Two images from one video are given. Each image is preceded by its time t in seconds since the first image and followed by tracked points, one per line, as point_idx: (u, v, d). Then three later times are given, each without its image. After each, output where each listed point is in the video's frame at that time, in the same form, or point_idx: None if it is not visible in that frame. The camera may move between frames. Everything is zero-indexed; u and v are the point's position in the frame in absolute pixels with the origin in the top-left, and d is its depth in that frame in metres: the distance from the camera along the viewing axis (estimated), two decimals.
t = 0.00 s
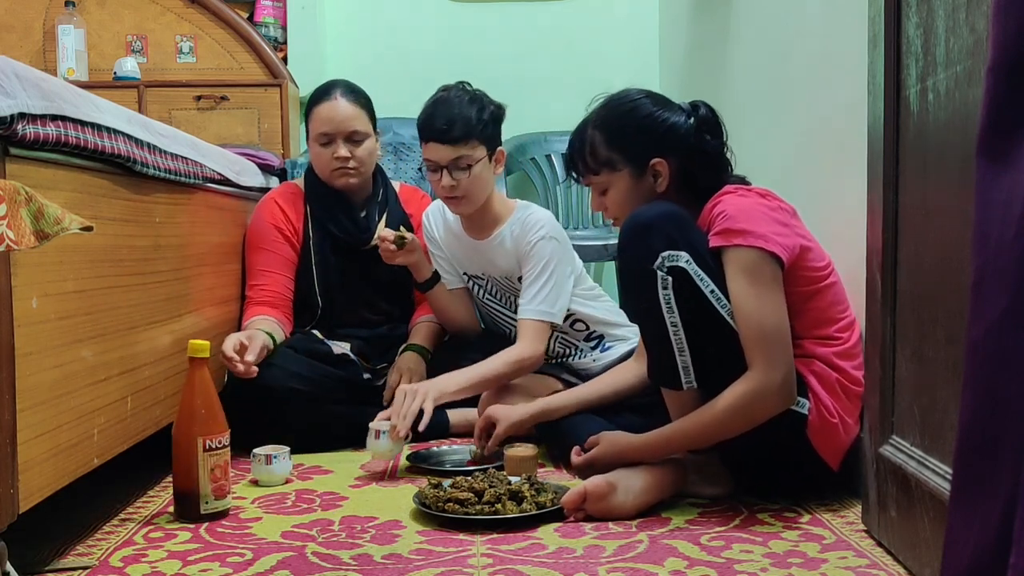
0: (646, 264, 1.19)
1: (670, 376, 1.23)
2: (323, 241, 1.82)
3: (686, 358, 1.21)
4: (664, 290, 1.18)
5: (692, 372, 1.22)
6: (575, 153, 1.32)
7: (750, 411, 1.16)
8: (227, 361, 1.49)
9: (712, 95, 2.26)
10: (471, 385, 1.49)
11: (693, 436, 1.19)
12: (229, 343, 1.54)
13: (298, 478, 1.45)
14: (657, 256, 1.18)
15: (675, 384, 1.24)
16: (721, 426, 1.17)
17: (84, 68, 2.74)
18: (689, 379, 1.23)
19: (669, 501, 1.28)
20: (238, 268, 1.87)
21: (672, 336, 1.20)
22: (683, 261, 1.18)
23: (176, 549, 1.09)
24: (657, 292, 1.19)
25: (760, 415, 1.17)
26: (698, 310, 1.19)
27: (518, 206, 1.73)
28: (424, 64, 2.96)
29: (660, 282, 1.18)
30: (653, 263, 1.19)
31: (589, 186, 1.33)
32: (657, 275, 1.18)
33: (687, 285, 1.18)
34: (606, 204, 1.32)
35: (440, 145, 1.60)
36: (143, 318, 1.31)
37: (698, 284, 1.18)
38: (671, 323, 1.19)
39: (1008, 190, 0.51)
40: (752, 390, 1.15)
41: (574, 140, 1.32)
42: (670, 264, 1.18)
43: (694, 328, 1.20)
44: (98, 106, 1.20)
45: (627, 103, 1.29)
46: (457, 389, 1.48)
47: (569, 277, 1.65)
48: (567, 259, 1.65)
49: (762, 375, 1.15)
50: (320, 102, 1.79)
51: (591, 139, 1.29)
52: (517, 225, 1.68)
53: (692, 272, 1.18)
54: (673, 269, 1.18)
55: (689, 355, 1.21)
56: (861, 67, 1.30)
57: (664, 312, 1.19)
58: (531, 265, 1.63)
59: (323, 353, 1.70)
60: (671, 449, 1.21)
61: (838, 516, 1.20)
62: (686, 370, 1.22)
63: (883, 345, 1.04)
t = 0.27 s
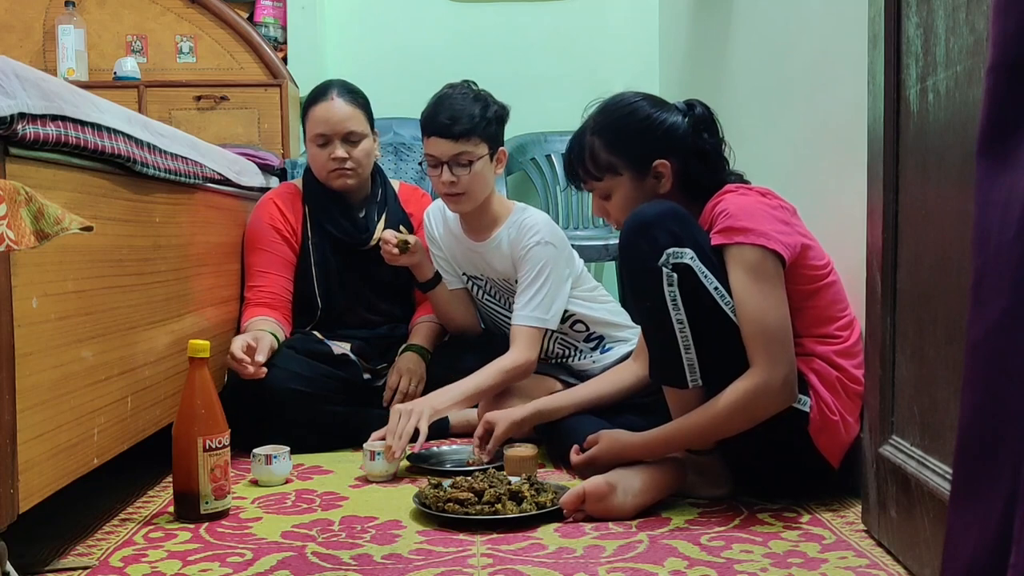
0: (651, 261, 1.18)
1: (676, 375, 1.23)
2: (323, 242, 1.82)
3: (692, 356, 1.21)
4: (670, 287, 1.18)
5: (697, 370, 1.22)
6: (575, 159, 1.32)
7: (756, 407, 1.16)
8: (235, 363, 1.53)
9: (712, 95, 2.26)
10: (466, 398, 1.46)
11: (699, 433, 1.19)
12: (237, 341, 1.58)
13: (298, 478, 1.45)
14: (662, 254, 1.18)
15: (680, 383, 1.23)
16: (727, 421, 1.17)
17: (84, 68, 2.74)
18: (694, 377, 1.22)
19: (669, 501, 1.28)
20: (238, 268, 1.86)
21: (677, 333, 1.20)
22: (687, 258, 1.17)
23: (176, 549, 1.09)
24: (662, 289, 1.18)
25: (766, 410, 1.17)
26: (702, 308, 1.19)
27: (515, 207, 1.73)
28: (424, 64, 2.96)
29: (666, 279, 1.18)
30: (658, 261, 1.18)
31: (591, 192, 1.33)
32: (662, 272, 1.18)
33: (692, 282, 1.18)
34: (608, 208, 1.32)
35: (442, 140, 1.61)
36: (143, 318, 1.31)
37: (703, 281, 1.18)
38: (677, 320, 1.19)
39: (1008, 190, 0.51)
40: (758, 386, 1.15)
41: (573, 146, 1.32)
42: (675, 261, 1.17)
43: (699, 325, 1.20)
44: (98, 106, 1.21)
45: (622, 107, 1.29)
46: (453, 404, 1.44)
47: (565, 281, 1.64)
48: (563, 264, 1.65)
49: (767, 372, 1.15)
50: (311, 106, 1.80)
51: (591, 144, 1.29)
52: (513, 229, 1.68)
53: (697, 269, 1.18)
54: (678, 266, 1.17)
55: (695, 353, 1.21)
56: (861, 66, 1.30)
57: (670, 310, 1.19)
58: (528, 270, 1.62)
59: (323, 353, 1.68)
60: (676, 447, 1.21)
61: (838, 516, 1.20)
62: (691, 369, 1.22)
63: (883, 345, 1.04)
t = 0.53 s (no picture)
0: (652, 259, 1.18)
1: (677, 372, 1.22)
2: (322, 242, 1.82)
3: (693, 352, 1.21)
4: (671, 284, 1.18)
5: (699, 367, 1.22)
6: (575, 164, 1.31)
7: (758, 404, 1.16)
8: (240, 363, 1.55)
9: (712, 95, 2.26)
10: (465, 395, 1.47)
11: (703, 430, 1.18)
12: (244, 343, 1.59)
13: (298, 478, 1.45)
14: (662, 251, 1.17)
15: (682, 381, 1.23)
16: (729, 419, 1.17)
17: (84, 68, 2.74)
18: (696, 374, 1.22)
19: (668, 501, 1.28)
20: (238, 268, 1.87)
21: (679, 331, 1.19)
22: (687, 255, 1.17)
23: (176, 549, 1.09)
24: (664, 287, 1.18)
25: (768, 407, 1.17)
26: (704, 305, 1.19)
27: (522, 204, 1.72)
28: (424, 64, 2.96)
29: (666, 276, 1.17)
30: (659, 258, 1.18)
31: (592, 196, 1.32)
32: (663, 270, 1.17)
33: (693, 279, 1.18)
34: (610, 212, 1.32)
35: (451, 145, 1.60)
36: (143, 318, 1.31)
37: (703, 278, 1.18)
38: (678, 317, 1.19)
39: (1008, 190, 0.51)
40: (760, 383, 1.15)
41: (573, 151, 1.31)
42: (675, 258, 1.17)
43: (700, 323, 1.20)
44: (98, 106, 1.21)
45: (619, 111, 1.29)
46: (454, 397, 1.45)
47: (568, 280, 1.65)
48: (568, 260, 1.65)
49: (768, 368, 1.15)
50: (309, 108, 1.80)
51: (591, 148, 1.29)
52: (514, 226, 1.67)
53: (697, 265, 1.18)
54: (678, 263, 1.17)
55: (696, 349, 1.21)
56: (861, 67, 1.31)
57: (671, 307, 1.18)
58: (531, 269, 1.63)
59: (323, 353, 1.68)
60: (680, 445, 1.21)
61: (837, 516, 1.20)
62: (694, 366, 1.21)
63: (883, 344, 1.04)
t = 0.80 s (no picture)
0: (655, 258, 1.18)
1: (679, 371, 1.22)
2: (322, 242, 1.82)
3: (694, 352, 1.20)
4: (674, 283, 1.18)
5: (700, 367, 1.22)
6: (578, 159, 1.31)
7: (759, 402, 1.16)
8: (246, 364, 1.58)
9: (712, 95, 2.26)
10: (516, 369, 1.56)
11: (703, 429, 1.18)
12: (247, 342, 1.62)
13: (298, 478, 1.45)
14: (666, 250, 1.18)
15: (683, 380, 1.23)
16: (730, 417, 1.17)
17: (84, 68, 2.74)
18: (697, 373, 1.22)
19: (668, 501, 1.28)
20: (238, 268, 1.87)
21: (681, 330, 1.19)
22: (691, 255, 1.17)
23: (176, 549, 1.09)
24: (666, 286, 1.18)
25: (768, 405, 1.17)
26: (706, 304, 1.19)
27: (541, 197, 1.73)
28: (424, 64, 2.96)
29: (669, 276, 1.17)
30: (662, 258, 1.18)
31: (594, 191, 1.32)
32: (666, 269, 1.18)
33: (696, 279, 1.18)
34: (611, 208, 1.32)
35: (473, 149, 1.60)
36: (143, 318, 1.31)
37: (706, 278, 1.18)
38: (680, 317, 1.19)
39: (1008, 190, 0.51)
40: (761, 381, 1.15)
41: (576, 146, 1.30)
42: (678, 258, 1.17)
43: (702, 323, 1.20)
44: (98, 106, 1.20)
45: (625, 107, 1.28)
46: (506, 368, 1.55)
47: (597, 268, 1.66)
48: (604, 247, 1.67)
49: (768, 367, 1.15)
50: (314, 107, 1.80)
51: (596, 142, 1.28)
52: (546, 213, 1.69)
53: (700, 265, 1.18)
54: (681, 262, 1.17)
55: (698, 349, 1.21)
56: (861, 66, 1.31)
57: (673, 307, 1.19)
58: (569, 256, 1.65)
59: (323, 353, 1.68)
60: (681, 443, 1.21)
61: (837, 516, 1.20)
62: (694, 365, 1.21)
63: (883, 345, 1.04)
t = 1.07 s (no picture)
0: (652, 258, 1.18)
1: (675, 372, 1.22)
2: (322, 242, 1.82)
3: (692, 353, 1.20)
4: (670, 284, 1.18)
5: (698, 367, 1.21)
6: (592, 134, 1.30)
7: (752, 400, 1.16)
8: (249, 363, 1.57)
9: (711, 96, 2.26)
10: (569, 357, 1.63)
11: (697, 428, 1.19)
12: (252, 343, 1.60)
13: (298, 478, 1.45)
14: (663, 250, 1.18)
15: (680, 381, 1.23)
16: (723, 416, 1.17)
17: (84, 68, 2.74)
18: (694, 375, 1.21)
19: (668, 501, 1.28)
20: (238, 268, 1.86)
21: (678, 332, 1.19)
22: (688, 255, 1.17)
23: (176, 549, 1.09)
24: (663, 286, 1.18)
25: (761, 403, 1.17)
26: (703, 305, 1.19)
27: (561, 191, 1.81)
28: (424, 64, 2.96)
29: (666, 276, 1.18)
30: (659, 258, 1.18)
31: (603, 169, 1.31)
32: (663, 270, 1.18)
33: (693, 280, 1.18)
34: (618, 189, 1.31)
35: (498, 143, 1.62)
36: (143, 318, 1.31)
37: (704, 278, 1.18)
38: (677, 318, 1.19)
39: (1008, 190, 0.51)
40: (754, 380, 1.16)
41: (593, 121, 1.30)
42: (676, 258, 1.17)
43: (700, 323, 1.20)
44: (98, 106, 1.20)
45: (645, 87, 1.29)
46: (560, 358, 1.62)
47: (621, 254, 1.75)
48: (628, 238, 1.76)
49: (762, 366, 1.16)
50: (315, 104, 1.79)
51: (615, 119, 1.28)
52: (572, 203, 1.76)
53: (698, 265, 1.18)
54: (678, 263, 1.17)
55: (695, 350, 1.20)
56: (861, 66, 1.31)
57: (670, 307, 1.18)
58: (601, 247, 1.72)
59: (323, 353, 1.70)
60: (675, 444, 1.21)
61: (838, 516, 1.20)
62: (692, 366, 1.21)
63: (883, 344, 1.04)
